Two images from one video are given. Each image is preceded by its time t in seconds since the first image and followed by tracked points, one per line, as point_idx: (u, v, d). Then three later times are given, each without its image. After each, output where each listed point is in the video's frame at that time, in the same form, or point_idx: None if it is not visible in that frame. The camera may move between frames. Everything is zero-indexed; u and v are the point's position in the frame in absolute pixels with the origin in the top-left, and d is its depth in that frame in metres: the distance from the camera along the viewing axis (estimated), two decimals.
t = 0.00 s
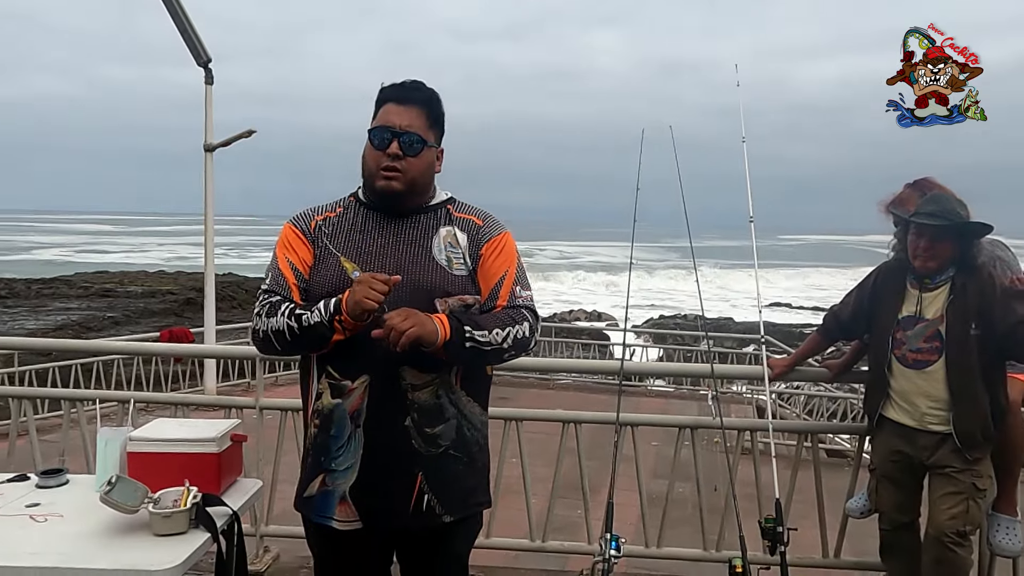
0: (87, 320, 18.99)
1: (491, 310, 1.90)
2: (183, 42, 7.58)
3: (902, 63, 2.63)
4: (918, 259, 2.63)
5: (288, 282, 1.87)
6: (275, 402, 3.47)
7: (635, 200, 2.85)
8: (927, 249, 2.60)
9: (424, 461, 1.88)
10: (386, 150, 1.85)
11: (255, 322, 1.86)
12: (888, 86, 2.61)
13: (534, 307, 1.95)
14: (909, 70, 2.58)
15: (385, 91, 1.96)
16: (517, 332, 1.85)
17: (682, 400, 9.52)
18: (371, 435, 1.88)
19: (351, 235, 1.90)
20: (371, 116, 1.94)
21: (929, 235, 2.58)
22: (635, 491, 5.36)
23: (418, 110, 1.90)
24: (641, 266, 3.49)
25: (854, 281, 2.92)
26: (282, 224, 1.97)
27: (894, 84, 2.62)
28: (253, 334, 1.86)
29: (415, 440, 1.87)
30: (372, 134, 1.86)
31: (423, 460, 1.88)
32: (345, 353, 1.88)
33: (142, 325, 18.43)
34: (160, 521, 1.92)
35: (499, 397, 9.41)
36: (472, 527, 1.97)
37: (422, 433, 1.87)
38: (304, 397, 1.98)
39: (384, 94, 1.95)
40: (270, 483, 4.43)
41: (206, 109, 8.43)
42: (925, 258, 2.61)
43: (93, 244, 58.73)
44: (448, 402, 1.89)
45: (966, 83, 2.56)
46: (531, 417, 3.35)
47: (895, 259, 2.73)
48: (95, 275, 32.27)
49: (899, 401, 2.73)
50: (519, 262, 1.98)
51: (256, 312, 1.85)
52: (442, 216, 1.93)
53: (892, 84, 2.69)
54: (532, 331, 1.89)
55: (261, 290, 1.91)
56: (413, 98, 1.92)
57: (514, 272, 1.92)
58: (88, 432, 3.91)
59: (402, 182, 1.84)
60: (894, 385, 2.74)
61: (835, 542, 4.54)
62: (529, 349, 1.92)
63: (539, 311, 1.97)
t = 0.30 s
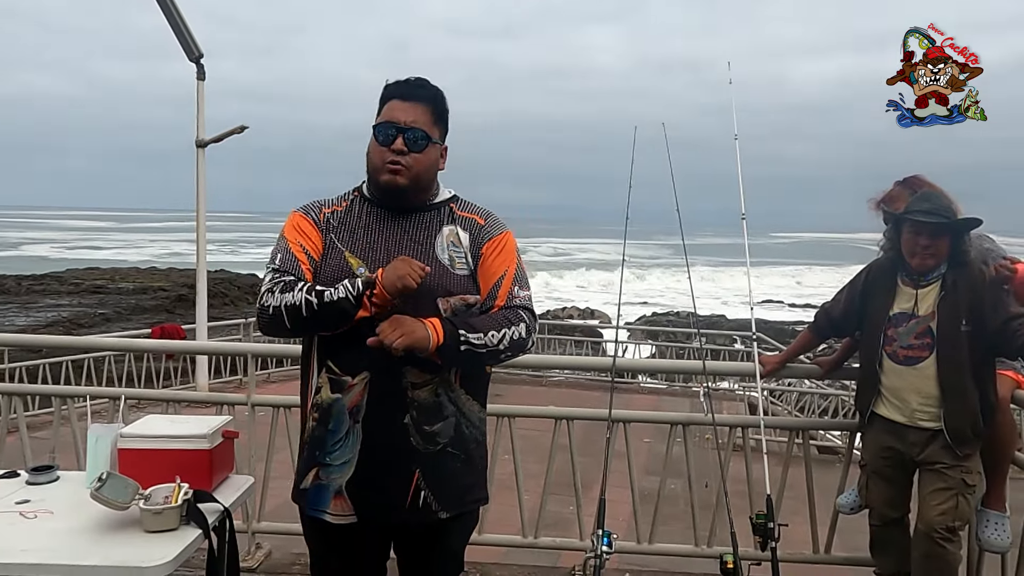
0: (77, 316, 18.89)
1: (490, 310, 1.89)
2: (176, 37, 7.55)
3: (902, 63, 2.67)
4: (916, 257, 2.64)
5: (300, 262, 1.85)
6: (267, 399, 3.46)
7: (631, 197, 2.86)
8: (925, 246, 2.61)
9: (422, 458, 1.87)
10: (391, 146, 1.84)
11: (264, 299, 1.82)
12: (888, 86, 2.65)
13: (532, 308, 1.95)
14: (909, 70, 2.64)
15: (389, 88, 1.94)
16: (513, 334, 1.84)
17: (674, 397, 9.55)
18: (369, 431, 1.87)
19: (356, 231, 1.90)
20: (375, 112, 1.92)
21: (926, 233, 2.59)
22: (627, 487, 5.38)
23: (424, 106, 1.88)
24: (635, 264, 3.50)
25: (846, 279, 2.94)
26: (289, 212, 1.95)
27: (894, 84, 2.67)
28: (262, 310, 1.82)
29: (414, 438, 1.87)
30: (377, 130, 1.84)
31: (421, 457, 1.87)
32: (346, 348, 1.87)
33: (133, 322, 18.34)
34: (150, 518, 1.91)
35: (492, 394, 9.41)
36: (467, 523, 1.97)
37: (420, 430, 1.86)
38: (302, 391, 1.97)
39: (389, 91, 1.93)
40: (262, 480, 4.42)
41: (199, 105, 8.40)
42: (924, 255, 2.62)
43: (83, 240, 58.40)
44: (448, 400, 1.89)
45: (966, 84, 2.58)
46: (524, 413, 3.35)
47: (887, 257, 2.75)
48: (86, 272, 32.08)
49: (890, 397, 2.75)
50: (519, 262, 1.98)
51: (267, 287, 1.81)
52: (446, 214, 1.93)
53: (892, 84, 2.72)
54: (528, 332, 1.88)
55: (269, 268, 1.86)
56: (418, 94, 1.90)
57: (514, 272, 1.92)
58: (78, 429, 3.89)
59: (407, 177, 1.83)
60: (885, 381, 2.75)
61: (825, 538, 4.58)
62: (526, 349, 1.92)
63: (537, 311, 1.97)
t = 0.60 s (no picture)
0: (75, 316, 18.86)
1: (504, 320, 1.93)
2: (173, 37, 7.54)
3: (902, 63, 2.68)
4: (917, 256, 2.64)
5: (300, 265, 1.84)
6: (266, 399, 3.46)
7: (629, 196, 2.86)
8: (925, 243, 2.61)
9: (425, 459, 1.88)
10: (401, 142, 1.83)
11: (261, 303, 1.83)
12: (888, 87, 2.67)
13: (544, 316, 2.01)
14: (908, 70, 2.65)
15: (403, 87, 1.95)
16: (532, 345, 1.90)
17: (672, 397, 9.56)
18: (376, 431, 1.87)
19: (368, 232, 1.89)
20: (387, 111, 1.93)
21: (927, 231, 2.60)
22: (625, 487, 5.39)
23: (434, 104, 1.89)
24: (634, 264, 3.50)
25: (844, 279, 2.95)
26: (297, 210, 1.94)
27: (894, 84, 2.68)
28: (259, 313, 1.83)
29: (418, 439, 1.87)
30: (387, 126, 1.84)
31: (425, 458, 1.88)
32: (356, 349, 1.86)
33: (131, 322, 18.33)
34: (148, 517, 1.91)
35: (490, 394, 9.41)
36: (466, 524, 1.98)
37: (426, 432, 1.87)
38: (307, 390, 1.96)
39: (402, 89, 1.94)
40: (260, 480, 4.42)
41: (196, 104, 8.39)
42: (925, 254, 2.63)
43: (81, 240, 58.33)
44: (454, 404, 1.89)
45: (966, 84, 2.59)
46: (522, 413, 3.35)
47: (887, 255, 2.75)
48: (84, 272, 32.03)
49: (887, 397, 2.75)
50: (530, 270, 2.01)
51: (264, 290, 1.82)
52: (457, 218, 1.93)
53: (892, 84, 2.73)
54: (542, 343, 1.94)
55: (269, 271, 1.87)
56: (428, 93, 1.91)
57: (527, 283, 1.97)
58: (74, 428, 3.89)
59: (417, 173, 1.82)
60: (882, 381, 2.76)
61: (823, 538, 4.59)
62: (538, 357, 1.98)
63: (548, 320, 2.02)
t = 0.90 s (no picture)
0: (72, 322, 18.82)
1: (509, 332, 1.94)
2: (170, 43, 7.55)
3: (902, 63, 2.70)
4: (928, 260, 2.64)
5: (295, 275, 1.85)
6: (263, 404, 3.46)
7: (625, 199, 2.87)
8: (920, 245, 2.62)
9: (427, 462, 1.88)
10: (409, 147, 1.84)
11: (258, 312, 1.86)
12: (888, 87, 2.68)
13: (547, 325, 2.01)
14: (908, 70, 2.67)
15: (409, 91, 1.96)
16: (539, 356, 1.93)
17: (669, 400, 9.57)
18: (379, 434, 1.88)
19: (372, 234, 1.88)
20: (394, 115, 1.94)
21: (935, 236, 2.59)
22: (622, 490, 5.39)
23: (441, 109, 1.90)
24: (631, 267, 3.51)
25: (840, 279, 2.96)
26: (297, 215, 1.94)
27: (894, 84, 2.70)
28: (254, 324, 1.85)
29: (420, 442, 1.88)
30: (394, 130, 1.86)
31: (426, 461, 1.88)
32: (360, 351, 1.87)
33: (128, 328, 18.30)
34: (145, 523, 1.92)
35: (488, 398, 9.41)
36: (466, 528, 1.98)
37: (428, 435, 1.88)
38: (309, 392, 1.96)
39: (408, 94, 1.95)
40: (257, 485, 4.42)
41: (193, 110, 8.39)
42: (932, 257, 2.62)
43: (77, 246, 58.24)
44: (456, 408, 1.90)
45: (966, 83, 2.60)
46: (520, 416, 3.36)
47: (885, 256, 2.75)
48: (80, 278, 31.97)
49: (881, 397, 2.77)
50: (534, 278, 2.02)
51: (259, 301, 1.84)
52: (461, 223, 1.93)
53: (892, 84, 2.75)
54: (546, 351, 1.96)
55: (265, 281, 1.89)
56: (435, 98, 1.92)
57: (532, 292, 1.97)
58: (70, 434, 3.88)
59: (423, 179, 1.83)
60: (877, 381, 2.77)
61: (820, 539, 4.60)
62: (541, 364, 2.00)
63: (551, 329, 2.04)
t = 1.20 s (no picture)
0: (63, 326, 18.71)
1: (503, 327, 1.92)
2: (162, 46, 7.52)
3: (903, 63, 2.72)
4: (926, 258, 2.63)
5: (298, 276, 1.84)
6: (256, 407, 3.45)
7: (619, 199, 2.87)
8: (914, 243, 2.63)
9: (422, 464, 1.88)
10: (406, 151, 1.84)
11: (259, 315, 1.83)
12: (889, 86, 2.70)
13: (543, 325, 2.00)
14: (909, 70, 2.68)
15: (408, 94, 1.95)
16: (531, 354, 1.90)
17: (663, 400, 9.59)
18: (374, 436, 1.87)
19: (368, 237, 1.88)
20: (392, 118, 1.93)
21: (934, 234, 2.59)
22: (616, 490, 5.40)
23: (438, 112, 1.89)
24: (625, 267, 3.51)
25: (831, 279, 2.98)
26: (296, 216, 1.93)
27: (896, 84, 2.72)
28: (257, 326, 1.82)
29: (415, 444, 1.87)
30: (392, 133, 1.85)
31: (421, 463, 1.88)
32: (356, 352, 1.87)
33: (119, 331, 18.21)
34: (137, 527, 1.90)
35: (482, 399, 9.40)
36: (462, 531, 1.98)
37: (423, 437, 1.87)
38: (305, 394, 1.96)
39: (406, 97, 1.94)
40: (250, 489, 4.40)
41: (185, 113, 8.37)
42: (930, 254, 2.63)
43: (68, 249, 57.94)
44: (451, 409, 1.89)
45: (966, 83, 2.62)
46: (514, 417, 3.35)
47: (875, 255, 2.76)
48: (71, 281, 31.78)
49: (874, 396, 2.78)
50: (530, 279, 2.01)
51: (262, 304, 1.81)
52: (457, 226, 1.93)
53: (893, 84, 2.76)
54: (541, 350, 1.94)
55: (268, 281, 1.87)
56: (432, 101, 1.92)
57: (527, 291, 1.96)
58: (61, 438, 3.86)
59: (419, 182, 1.83)
60: (870, 379, 2.78)
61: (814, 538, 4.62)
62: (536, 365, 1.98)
63: (547, 329, 2.02)
